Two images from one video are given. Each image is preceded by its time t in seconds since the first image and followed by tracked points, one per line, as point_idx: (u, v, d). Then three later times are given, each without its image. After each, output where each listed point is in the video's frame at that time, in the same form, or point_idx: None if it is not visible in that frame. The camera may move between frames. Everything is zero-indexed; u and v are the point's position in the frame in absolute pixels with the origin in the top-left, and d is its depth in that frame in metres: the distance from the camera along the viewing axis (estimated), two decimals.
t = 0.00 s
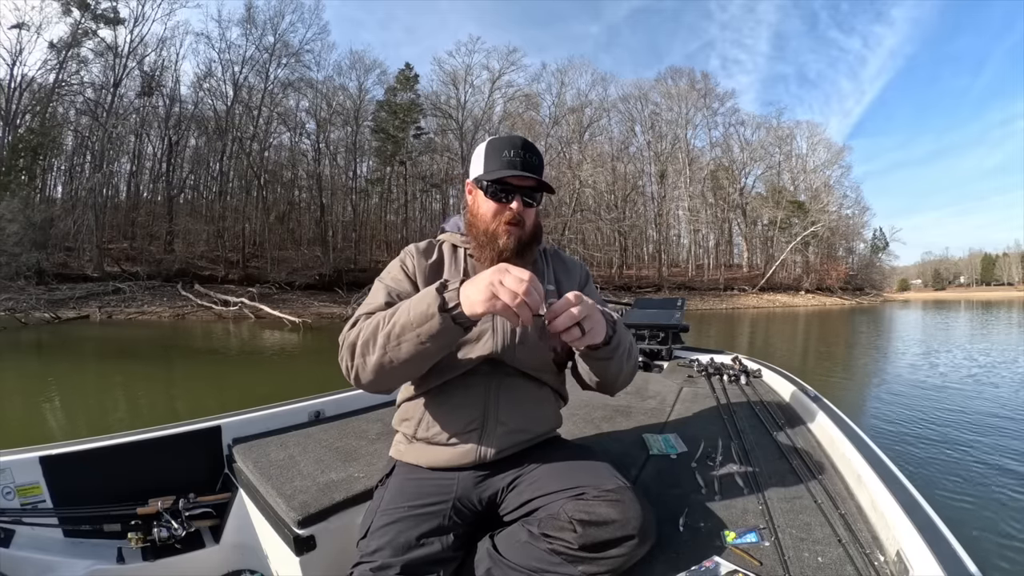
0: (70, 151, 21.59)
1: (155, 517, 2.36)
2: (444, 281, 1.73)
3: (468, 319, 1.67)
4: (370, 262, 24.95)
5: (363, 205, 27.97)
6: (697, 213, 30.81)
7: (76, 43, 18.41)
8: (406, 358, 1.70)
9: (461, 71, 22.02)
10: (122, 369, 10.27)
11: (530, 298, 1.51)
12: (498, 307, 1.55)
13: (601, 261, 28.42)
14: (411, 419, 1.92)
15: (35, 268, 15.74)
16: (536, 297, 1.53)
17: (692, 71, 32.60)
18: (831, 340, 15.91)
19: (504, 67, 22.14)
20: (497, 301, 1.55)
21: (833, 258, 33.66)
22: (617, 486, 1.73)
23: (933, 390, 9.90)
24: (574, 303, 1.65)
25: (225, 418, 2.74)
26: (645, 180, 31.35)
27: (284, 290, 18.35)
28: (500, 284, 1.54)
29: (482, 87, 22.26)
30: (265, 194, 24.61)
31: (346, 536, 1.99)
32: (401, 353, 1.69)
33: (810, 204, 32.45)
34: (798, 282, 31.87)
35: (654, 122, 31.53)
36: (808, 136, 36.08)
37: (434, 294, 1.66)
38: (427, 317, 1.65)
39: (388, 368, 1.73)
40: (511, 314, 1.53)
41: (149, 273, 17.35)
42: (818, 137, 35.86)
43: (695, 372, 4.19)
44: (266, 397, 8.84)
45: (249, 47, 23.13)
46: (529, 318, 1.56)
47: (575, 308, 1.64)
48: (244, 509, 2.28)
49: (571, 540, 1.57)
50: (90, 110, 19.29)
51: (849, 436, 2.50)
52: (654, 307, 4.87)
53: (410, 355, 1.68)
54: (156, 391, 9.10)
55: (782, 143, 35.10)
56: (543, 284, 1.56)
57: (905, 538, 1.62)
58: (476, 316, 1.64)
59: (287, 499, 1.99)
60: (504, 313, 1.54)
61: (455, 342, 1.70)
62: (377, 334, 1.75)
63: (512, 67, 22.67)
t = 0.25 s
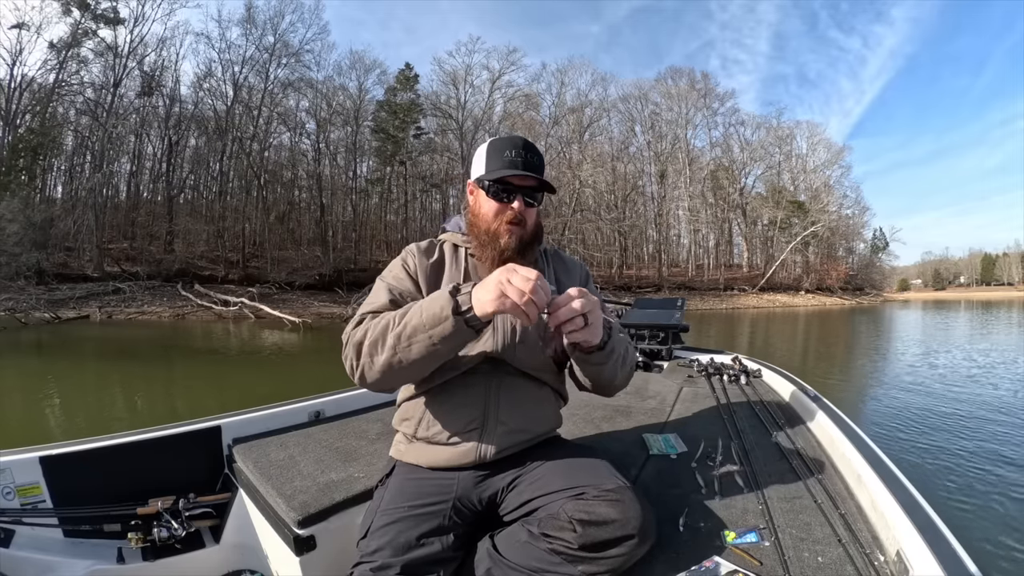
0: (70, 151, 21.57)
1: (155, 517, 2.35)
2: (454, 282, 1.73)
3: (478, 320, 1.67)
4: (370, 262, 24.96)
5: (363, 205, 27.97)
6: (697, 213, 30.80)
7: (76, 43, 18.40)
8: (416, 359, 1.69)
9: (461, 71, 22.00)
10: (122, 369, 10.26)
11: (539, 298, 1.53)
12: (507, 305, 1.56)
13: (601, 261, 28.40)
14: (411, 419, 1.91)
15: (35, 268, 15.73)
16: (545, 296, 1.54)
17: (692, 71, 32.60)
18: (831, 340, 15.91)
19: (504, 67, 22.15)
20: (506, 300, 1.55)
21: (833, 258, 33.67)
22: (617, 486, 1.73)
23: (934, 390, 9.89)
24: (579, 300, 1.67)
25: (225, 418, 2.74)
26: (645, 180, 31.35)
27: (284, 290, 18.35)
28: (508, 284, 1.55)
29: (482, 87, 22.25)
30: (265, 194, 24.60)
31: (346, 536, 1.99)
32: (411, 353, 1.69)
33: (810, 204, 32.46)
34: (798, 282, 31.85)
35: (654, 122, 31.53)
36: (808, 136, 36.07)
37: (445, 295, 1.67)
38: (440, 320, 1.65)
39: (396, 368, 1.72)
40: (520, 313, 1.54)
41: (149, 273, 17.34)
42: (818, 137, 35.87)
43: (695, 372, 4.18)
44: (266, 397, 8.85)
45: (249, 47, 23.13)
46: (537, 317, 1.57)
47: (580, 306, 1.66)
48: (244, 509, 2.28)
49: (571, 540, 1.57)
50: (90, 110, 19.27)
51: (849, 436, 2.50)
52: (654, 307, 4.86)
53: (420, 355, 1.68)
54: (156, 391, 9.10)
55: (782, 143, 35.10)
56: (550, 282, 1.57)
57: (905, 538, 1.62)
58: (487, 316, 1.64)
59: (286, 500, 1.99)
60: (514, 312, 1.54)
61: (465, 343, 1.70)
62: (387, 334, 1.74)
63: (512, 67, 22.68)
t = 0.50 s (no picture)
0: (70, 151, 21.54)
1: (155, 517, 2.36)
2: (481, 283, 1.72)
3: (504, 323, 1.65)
4: (370, 262, 24.96)
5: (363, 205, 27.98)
6: (697, 214, 30.78)
7: (76, 43, 18.42)
8: (436, 358, 1.67)
9: (461, 71, 22.01)
10: (122, 369, 10.26)
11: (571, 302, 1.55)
12: (538, 308, 1.57)
13: (601, 261, 28.39)
14: (412, 417, 1.90)
15: (35, 268, 15.73)
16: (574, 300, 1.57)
17: (692, 71, 32.62)
18: (831, 340, 15.91)
19: (504, 67, 22.16)
20: (539, 304, 1.56)
21: (833, 258, 33.67)
22: (615, 484, 1.73)
23: (934, 390, 9.89)
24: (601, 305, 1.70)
25: (226, 418, 2.74)
26: (645, 180, 31.35)
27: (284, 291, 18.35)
28: (542, 287, 1.55)
29: (482, 87, 22.25)
30: (265, 194, 24.61)
31: (346, 536, 1.99)
32: (433, 351, 1.67)
33: (810, 204, 32.46)
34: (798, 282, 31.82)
35: (654, 122, 31.55)
36: (808, 136, 36.08)
37: (473, 295, 1.65)
38: (466, 321, 1.63)
39: (415, 365, 1.69)
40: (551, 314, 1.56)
41: (149, 273, 17.35)
42: (818, 137, 35.88)
43: (694, 372, 4.19)
44: (266, 397, 8.85)
45: (249, 47, 23.16)
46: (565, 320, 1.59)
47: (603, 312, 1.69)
48: (244, 508, 2.28)
49: (568, 537, 1.57)
50: (90, 110, 19.28)
51: (850, 436, 2.50)
52: (654, 307, 4.86)
53: (442, 355, 1.66)
54: (156, 391, 9.10)
55: (782, 143, 35.11)
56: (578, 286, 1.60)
57: (906, 538, 1.61)
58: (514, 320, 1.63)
59: (286, 500, 1.99)
60: (545, 314, 1.56)
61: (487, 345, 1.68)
62: (407, 331, 1.71)
63: (512, 67, 22.70)
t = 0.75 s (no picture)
0: (71, 151, 21.50)
1: (155, 517, 2.36)
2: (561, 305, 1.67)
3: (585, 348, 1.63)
4: (370, 262, 25.00)
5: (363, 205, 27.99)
6: (697, 214, 30.74)
7: (76, 43, 18.43)
8: (517, 379, 1.58)
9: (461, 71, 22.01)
10: (122, 369, 10.27)
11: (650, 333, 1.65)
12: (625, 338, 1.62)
13: (601, 261, 28.39)
14: (422, 413, 1.86)
15: (35, 267, 15.74)
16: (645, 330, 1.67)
17: (692, 71, 32.62)
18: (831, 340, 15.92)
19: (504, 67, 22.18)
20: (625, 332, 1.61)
21: (833, 258, 33.69)
22: (614, 485, 1.73)
23: (934, 390, 9.89)
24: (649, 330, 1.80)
25: (226, 418, 2.74)
26: (645, 181, 31.36)
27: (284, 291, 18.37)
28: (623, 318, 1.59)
29: (482, 87, 22.24)
30: (265, 194, 24.62)
31: (346, 536, 1.99)
32: (516, 371, 1.57)
33: (810, 204, 32.48)
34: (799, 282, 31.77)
35: (654, 122, 31.56)
36: (808, 136, 36.09)
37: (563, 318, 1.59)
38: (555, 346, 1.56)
39: (491, 385, 1.59)
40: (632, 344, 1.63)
41: (149, 273, 17.36)
42: (818, 137, 35.89)
43: (695, 372, 4.18)
44: (266, 396, 8.87)
45: (249, 48, 23.19)
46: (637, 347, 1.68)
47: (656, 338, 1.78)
48: (244, 509, 2.28)
49: (566, 538, 1.57)
50: (91, 110, 19.29)
51: (850, 436, 2.50)
52: (655, 307, 4.86)
53: (525, 376, 1.57)
54: (156, 391, 9.11)
55: (782, 143, 35.11)
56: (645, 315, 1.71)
57: (906, 539, 1.62)
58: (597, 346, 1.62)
59: (287, 499, 1.99)
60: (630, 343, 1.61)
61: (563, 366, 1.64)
62: (484, 347, 1.57)
63: (512, 67, 22.73)
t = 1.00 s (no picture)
0: (71, 151, 21.48)
1: (155, 517, 2.36)
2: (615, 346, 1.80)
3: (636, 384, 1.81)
4: (370, 262, 25.00)
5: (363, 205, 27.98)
6: (698, 214, 30.73)
7: (76, 43, 18.44)
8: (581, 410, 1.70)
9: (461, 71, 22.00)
10: (122, 369, 10.26)
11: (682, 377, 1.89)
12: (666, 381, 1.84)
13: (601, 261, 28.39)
14: (439, 407, 1.85)
15: (35, 268, 15.74)
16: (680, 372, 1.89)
17: (692, 71, 32.63)
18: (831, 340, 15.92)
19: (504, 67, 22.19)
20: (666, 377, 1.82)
21: (833, 258, 33.69)
22: (618, 487, 1.72)
23: (934, 390, 9.88)
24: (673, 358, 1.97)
25: (225, 418, 2.74)
26: (645, 181, 31.36)
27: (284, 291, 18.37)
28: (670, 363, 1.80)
29: (482, 87, 22.24)
30: (265, 194, 24.63)
31: (347, 535, 1.98)
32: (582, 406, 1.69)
33: (810, 204, 32.48)
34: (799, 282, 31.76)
35: (654, 122, 31.56)
36: (808, 136, 36.11)
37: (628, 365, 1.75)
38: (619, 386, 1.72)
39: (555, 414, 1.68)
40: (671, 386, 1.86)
41: (149, 273, 17.36)
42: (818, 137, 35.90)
43: (695, 372, 4.17)
44: (266, 396, 8.87)
45: (250, 48, 23.21)
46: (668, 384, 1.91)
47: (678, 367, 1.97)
48: (244, 508, 2.28)
49: (570, 540, 1.58)
50: (91, 110, 19.30)
51: (849, 436, 2.50)
52: (654, 308, 4.85)
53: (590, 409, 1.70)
54: (157, 391, 9.11)
55: (782, 143, 35.11)
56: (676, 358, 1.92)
57: (907, 539, 1.61)
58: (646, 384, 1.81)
59: (286, 500, 1.99)
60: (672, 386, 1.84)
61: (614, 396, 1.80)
62: (558, 380, 1.65)
63: (512, 67, 22.75)
